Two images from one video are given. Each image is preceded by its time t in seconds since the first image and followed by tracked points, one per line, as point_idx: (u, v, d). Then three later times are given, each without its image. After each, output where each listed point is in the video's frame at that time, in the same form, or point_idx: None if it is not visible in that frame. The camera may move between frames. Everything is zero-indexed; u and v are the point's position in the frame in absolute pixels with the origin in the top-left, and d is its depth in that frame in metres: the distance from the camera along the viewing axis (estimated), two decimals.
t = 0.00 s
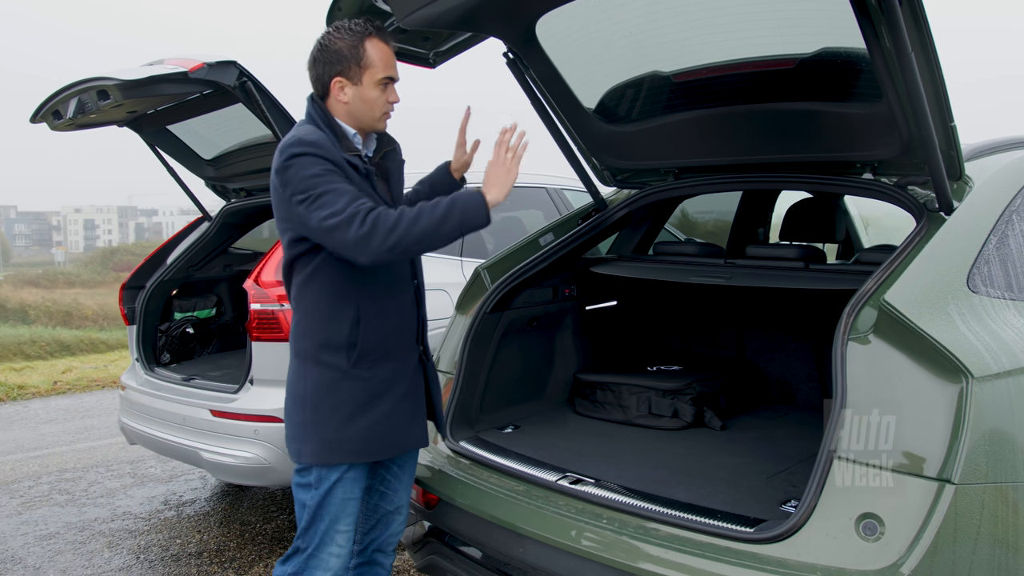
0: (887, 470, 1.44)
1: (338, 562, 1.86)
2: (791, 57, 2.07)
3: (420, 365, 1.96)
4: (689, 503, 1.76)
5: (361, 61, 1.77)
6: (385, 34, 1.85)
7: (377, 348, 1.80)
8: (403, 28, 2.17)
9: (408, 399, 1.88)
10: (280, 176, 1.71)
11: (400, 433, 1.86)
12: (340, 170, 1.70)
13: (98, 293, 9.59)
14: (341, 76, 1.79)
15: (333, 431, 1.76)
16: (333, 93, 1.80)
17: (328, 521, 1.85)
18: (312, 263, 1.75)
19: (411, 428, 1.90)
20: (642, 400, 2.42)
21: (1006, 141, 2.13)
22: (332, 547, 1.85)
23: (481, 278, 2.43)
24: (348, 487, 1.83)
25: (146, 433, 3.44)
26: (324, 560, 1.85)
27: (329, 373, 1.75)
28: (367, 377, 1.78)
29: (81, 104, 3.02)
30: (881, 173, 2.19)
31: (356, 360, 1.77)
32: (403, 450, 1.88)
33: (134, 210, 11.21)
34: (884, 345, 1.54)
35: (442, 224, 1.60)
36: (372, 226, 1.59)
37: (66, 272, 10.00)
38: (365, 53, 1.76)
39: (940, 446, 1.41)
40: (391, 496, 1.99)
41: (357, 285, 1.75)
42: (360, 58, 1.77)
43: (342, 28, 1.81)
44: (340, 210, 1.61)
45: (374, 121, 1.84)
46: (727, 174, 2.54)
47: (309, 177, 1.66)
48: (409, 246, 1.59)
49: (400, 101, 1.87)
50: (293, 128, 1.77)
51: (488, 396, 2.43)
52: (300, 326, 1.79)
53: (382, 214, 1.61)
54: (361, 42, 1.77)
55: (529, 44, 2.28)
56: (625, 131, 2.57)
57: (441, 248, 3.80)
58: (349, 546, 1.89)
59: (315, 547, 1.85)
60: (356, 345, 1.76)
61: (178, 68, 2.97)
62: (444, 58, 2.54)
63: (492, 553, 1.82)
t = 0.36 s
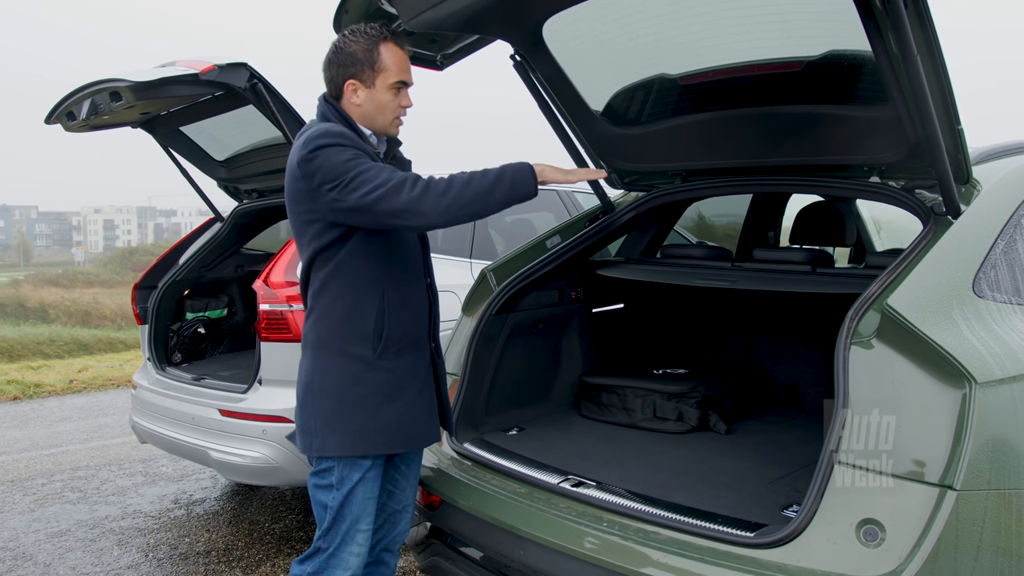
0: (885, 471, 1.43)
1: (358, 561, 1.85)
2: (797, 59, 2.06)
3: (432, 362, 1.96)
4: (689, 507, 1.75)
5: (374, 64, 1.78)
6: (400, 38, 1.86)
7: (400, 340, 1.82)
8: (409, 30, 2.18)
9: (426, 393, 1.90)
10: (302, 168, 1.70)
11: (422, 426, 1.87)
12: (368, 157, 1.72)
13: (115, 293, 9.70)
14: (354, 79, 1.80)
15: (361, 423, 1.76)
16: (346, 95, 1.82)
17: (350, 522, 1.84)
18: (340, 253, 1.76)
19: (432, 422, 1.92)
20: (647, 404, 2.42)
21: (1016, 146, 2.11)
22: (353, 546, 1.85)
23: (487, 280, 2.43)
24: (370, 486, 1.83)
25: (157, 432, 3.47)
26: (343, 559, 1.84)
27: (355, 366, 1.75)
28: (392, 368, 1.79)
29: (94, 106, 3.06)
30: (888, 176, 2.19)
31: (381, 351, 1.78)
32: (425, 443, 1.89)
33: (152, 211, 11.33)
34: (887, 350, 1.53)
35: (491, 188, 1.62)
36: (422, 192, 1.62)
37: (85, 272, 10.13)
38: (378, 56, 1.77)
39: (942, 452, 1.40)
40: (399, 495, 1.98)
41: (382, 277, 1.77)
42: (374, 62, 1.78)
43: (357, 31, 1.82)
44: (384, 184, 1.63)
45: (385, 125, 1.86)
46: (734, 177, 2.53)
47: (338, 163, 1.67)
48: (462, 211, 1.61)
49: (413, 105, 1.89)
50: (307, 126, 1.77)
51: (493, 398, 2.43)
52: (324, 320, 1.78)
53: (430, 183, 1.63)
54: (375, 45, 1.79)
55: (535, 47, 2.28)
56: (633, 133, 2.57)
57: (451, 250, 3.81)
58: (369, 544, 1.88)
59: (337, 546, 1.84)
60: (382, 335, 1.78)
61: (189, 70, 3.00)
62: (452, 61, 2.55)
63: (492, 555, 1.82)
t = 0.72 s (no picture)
0: (884, 470, 1.43)
1: (352, 560, 1.86)
2: (800, 61, 2.05)
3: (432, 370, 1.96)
4: (689, 509, 1.75)
5: (351, 61, 1.79)
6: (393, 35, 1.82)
7: (397, 347, 1.81)
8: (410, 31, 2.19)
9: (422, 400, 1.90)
10: (307, 167, 1.69)
11: (415, 434, 1.87)
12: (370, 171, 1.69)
13: (126, 293, 9.76)
14: (342, 79, 1.83)
15: (354, 429, 1.77)
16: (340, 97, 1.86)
17: (344, 520, 1.85)
18: (339, 252, 1.74)
19: (426, 430, 1.92)
20: (649, 405, 2.42)
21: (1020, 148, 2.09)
22: (347, 545, 1.86)
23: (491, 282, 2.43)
24: (364, 486, 1.83)
25: (163, 432, 3.49)
26: (338, 558, 1.85)
27: (349, 371, 1.76)
28: (386, 376, 1.79)
29: (101, 107, 3.09)
30: (891, 178, 2.18)
31: (376, 358, 1.78)
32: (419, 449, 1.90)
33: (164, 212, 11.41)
34: (887, 352, 1.52)
35: (465, 269, 1.58)
36: (408, 240, 1.59)
37: (97, 273, 10.20)
38: (351, 51, 1.77)
39: (942, 454, 1.39)
40: (399, 497, 1.99)
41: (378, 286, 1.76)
42: (352, 59, 1.79)
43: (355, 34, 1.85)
44: (373, 217, 1.60)
45: (369, 122, 1.82)
46: (737, 179, 2.52)
47: (338, 176, 1.65)
48: (430, 273, 1.58)
49: (402, 101, 1.81)
50: (322, 123, 1.77)
51: (496, 400, 2.43)
52: (324, 320, 1.77)
53: (419, 235, 1.59)
54: (356, 42, 1.79)
55: (538, 49, 2.28)
56: (637, 135, 2.57)
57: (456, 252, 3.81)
58: (363, 544, 1.89)
59: (331, 545, 1.85)
60: (378, 341, 1.78)
61: (195, 71, 3.02)
62: (455, 62, 2.56)
63: (491, 556, 1.83)
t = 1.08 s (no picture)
0: (884, 471, 1.42)
1: (343, 562, 1.87)
2: (802, 63, 2.05)
3: (422, 378, 1.94)
4: (689, 511, 1.75)
5: (390, 65, 1.81)
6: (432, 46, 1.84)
7: (378, 352, 1.81)
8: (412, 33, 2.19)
9: (406, 406, 1.88)
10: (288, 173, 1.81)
11: (393, 440, 1.85)
12: (324, 186, 1.75)
13: (133, 295, 9.80)
14: (377, 81, 1.86)
15: (324, 427, 1.81)
16: (372, 99, 1.88)
17: (333, 522, 1.86)
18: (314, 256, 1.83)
19: (408, 437, 1.89)
20: (651, 408, 2.41)
21: None
22: (337, 548, 1.86)
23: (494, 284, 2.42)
24: (352, 487, 1.85)
25: (166, 433, 3.51)
26: (329, 560, 1.86)
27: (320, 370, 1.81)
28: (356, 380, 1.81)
29: (106, 108, 3.10)
30: (893, 180, 2.17)
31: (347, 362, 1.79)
32: (398, 455, 1.87)
33: (171, 213, 11.45)
34: (889, 355, 1.51)
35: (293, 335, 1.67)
36: (262, 273, 1.72)
37: (105, 274, 10.24)
38: (391, 56, 1.80)
39: (942, 458, 1.38)
40: (396, 500, 2.00)
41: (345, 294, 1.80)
42: (391, 64, 1.81)
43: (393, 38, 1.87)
44: (273, 237, 1.74)
45: (398, 129, 1.84)
46: (741, 181, 2.52)
47: (299, 184, 1.75)
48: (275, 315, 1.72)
49: (432, 113, 1.83)
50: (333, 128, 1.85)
51: (498, 402, 2.43)
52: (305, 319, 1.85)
53: (275, 277, 1.70)
54: (397, 48, 1.81)
55: (540, 51, 2.29)
56: (640, 136, 2.56)
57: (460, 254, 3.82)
58: (355, 547, 1.89)
59: (320, 546, 1.86)
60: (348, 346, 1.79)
61: (199, 73, 3.03)
62: (457, 64, 2.56)
63: (492, 559, 1.82)
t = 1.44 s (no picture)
0: (884, 471, 1.42)
1: (346, 560, 1.88)
2: (802, 62, 2.05)
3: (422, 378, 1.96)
4: (689, 511, 1.75)
5: (410, 71, 1.82)
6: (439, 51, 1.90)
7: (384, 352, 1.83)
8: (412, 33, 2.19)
9: (409, 404, 1.90)
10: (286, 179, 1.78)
11: (398, 439, 1.87)
12: (332, 192, 1.74)
13: (135, 295, 9.81)
14: (390, 84, 1.84)
15: (332, 429, 1.80)
16: (381, 101, 1.86)
17: (336, 521, 1.86)
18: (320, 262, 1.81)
19: (409, 436, 1.91)
20: (651, 408, 2.41)
21: None
22: (340, 546, 1.87)
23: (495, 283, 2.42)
24: (356, 487, 1.85)
25: (168, 433, 3.51)
26: (331, 559, 1.87)
27: (331, 373, 1.81)
28: (367, 382, 1.81)
29: (108, 109, 3.10)
30: (894, 180, 2.17)
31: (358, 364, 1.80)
32: (400, 455, 1.88)
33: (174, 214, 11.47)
34: (890, 355, 1.51)
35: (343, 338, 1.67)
36: (290, 284, 1.69)
37: (107, 274, 10.25)
38: (414, 63, 1.82)
39: (943, 458, 1.38)
40: (395, 498, 2.01)
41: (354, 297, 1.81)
42: (411, 70, 1.82)
43: (394, 39, 1.85)
44: (290, 249, 1.71)
45: (414, 132, 1.90)
46: (742, 180, 2.51)
47: (304, 191, 1.73)
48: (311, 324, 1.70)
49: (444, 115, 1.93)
50: (327, 130, 1.84)
51: (498, 402, 2.43)
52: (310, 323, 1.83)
53: (308, 284, 1.68)
54: (414, 54, 1.83)
55: (540, 51, 2.28)
56: (640, 136, 2.56)
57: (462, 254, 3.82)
58: (357, 545, 1.90)
59: (323, 545, 1.86)
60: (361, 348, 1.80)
61: (201, 74, 3.03)
62: (457, 64, 2.56)
63: (492, 559, 1.83)
